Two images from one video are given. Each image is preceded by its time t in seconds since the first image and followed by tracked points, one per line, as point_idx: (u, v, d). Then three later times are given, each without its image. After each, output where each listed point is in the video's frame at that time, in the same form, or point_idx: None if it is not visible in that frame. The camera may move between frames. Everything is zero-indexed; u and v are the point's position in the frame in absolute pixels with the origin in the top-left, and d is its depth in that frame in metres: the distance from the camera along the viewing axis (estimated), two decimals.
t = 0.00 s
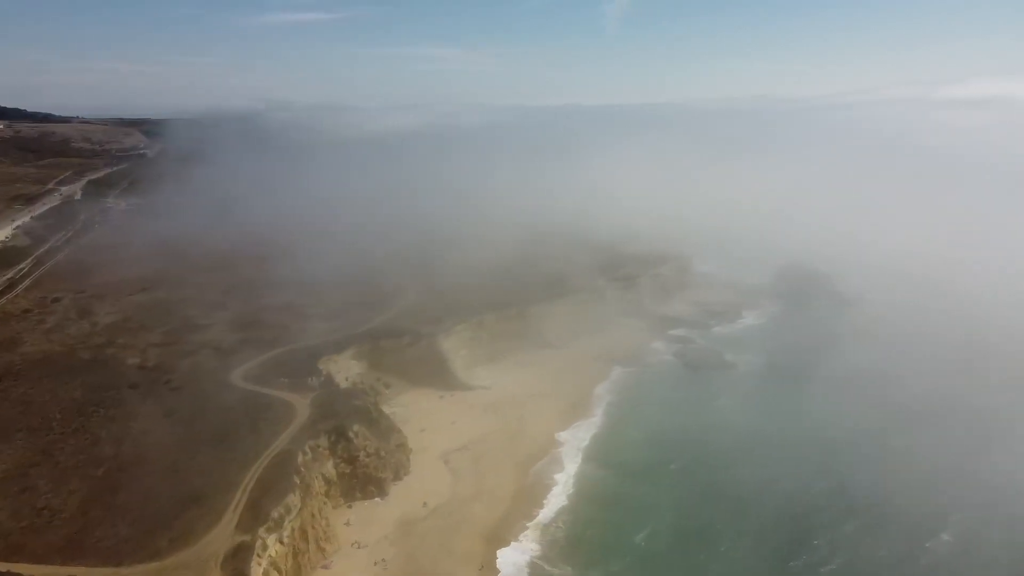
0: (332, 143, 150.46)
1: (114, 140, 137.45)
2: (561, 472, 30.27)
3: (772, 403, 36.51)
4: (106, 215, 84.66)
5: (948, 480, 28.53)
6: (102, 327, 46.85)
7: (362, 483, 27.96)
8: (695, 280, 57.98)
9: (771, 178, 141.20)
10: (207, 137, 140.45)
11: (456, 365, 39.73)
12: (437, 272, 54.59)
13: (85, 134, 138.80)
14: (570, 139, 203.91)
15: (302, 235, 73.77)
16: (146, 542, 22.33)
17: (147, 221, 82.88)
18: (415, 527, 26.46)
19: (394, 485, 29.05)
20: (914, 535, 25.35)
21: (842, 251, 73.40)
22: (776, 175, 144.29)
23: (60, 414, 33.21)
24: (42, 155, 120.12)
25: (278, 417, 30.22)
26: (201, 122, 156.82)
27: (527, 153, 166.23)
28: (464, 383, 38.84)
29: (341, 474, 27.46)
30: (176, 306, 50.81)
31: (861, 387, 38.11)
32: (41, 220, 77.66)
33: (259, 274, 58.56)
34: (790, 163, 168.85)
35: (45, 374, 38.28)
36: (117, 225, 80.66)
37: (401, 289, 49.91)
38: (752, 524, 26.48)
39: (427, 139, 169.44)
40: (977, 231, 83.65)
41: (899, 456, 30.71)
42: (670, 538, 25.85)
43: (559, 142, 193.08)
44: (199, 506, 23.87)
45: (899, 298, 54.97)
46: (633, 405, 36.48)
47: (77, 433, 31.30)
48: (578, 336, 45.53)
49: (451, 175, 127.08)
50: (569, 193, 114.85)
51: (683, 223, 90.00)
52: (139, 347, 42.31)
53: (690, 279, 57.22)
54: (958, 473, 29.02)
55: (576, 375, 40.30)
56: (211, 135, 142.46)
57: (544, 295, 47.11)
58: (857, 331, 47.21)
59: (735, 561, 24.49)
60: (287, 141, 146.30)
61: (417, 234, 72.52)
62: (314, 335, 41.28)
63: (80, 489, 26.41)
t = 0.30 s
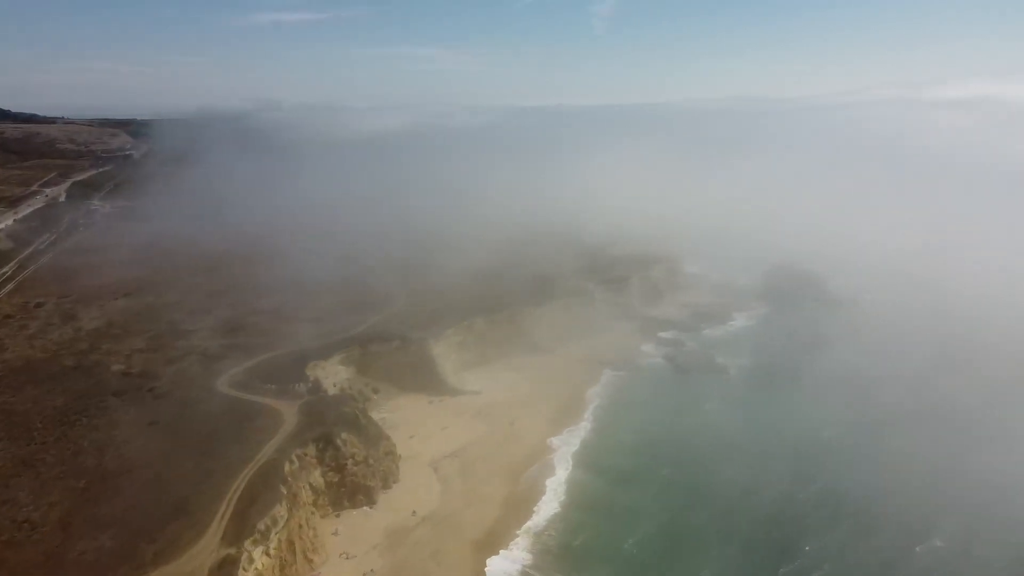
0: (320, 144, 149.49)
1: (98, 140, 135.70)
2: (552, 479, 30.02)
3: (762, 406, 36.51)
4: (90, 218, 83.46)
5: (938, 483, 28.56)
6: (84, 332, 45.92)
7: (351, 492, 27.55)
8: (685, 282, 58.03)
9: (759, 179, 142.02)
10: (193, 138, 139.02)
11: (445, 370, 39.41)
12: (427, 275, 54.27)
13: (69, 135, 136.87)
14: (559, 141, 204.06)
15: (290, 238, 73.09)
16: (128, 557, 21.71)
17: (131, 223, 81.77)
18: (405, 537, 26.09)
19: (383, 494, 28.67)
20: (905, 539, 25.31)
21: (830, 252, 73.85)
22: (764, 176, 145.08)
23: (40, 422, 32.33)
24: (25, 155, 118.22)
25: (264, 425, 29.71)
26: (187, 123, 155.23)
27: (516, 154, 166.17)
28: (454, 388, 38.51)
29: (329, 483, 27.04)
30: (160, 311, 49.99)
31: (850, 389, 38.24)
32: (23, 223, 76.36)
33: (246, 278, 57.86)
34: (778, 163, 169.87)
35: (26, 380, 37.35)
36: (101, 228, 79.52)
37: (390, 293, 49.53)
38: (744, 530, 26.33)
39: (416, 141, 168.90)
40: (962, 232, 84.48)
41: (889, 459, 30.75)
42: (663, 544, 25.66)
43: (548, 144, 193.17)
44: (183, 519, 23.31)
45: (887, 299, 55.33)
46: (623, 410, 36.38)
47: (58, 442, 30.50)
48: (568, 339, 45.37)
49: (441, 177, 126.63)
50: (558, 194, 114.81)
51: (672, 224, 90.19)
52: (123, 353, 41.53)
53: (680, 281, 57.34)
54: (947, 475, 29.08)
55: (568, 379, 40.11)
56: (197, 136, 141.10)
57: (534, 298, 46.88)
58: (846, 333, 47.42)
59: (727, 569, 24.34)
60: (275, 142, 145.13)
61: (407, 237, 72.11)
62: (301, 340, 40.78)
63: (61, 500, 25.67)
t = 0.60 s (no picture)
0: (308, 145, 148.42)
1: (82, 140, 133.91)
2: (543, 485, 29.84)
3: (752, 409, 36.49)
4: (74, 220, 82.30)
5: (926, 485, 28.65)
6: (67, 338, 45.04)
7: (338, 501, 27.18)
8: (675, 283, 58.12)
9: (747, 180, 142.85)
10: (179, 138, 137.56)
11: (434, 375, 39.12)
12: (416, 278, 53.94)
13: (52, 135, 134.99)
14: (548, 142, 204.10)
15: (278, 240, 72.45)
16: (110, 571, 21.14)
17: (116, 226, 80.69)
18: (394, 546, 25.79)
19: (372, 503, 28.32)
20: (895, 542, 25.32)
21: (818, 253, 74.28)
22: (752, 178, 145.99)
23: (20, 432, 31.55)
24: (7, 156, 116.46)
25: (250, 433, 29.21)
26: (173, 123, 153.71)
27: (505, 155, 166.01)
28: (443, 393, 38.24)
29: (316, 492, 26.66)
30: (145, 317, 49.20)
31: (839, 390, 38.34)
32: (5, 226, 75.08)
33: (233, 282, 57.17)
34: (765, 164, 170.82)
35: (6, 388, 36.49)
36: (85, 230, 78.39)
37: (378, 297, 49.15)
38: (736, 534, 26.26)
39: (404, 142, 168.22)
40: (946, 233, 85.41)
41: (877, 461, 30.83)
42: (653, 550, 25.52)
43: (536, 145, 193.21)
44: (167, 532, 22.80)
45: (874, 300, 55.67)
46: (614, 414, 36.26)
47: (38, 452, 29.75)
48: (557, 342, 45.22)
49: (429, 178, 126.22)
50: (547, 196, 114.81)
51: (660, 226, 90.46)
52: (106, 359, 40.78)
53: (669, 283, 57.38)
54: (934, 477, 29.20)
55: (557, 383, 39.96)
56: (183, 137, 139.67)
57: (523, 301, 46.70)
58: (834, 335, 47.66)
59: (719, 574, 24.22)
60: (262, 143, 143.99)
61: (396, 239, 71.70)
62: (288, 345, 40.31)
63: (41, 512, 24.99)
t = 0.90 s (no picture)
0: (296, 146, 147.33)
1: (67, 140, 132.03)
2: (534, 491, 29.60)
3: (744, 413, 36.43)
4: (57, 223, 81.04)
5: (916, 488, 28.68)
6: (49, 343, 44.12)
7: (326, 510, 26.76)
8: (665, 286, 58.12)
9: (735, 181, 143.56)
10: (166, 139, 136.07)
11: (424, 381, 38.77)
12: (405, 281, 53.55)
13: (36, 134, 133.02)
14: (538, 143, 203.91)
15: (265, 243, 71.68)
16: None
17: (100, 228, 79.60)
18: (383, 556, 25.44)
19: (360, 511, 27.94)
20: (886, 546, 25.30)
21: (807, 255, 74.55)
22: (740, 179, 146.66)
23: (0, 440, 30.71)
24: None
25: (236, 442, 28.65)
26: (159, 123, 152.09)
27: (495, 156, 165.64)
28: (433, 399, 37.88)
29: (304, 502, 26.21)
30: (130, 322, 48.36)
31: (829, 393, 38.40)
32: None
33: (220, 286, 56.43)
34: (754, 165, 171.54)
35: None
36: (68, 233, 77.21)
37: (367, 300, 48.70)
38: (728, 540, 26.11)
39: (393, 143, 167.37)
40: (932, 235, 86.26)
41: (867, 463, 30.92)
42: (645, 557, 25.34)
43: (526, 146, 192.99)
44: (151, 544, 22.21)
45: (862, 302, 55.92)
46: (605, 419, 36.10)
47: (19, 462, 28.94)
48: (548, 346, 44.99)
49: (419, 180, 125.69)
50: (537, 197, 114.60)
51: (650, 228, 90.49)
52: (90, 365, 39.98)
53: (659, 285, 57.32)
54: (924, 479, 29.24)
55: (548, 388, 39.72)
56: (169, 137, 138.17)
57: (513, 303, 46.43)
58: (823, 337, 47.84)
59: None
60: (249, 144, 142.76)
61: (385, 241, 71.20)
62: (275, 350, 39.80)
63: (20, 523, 24.20)
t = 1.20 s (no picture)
0: (283, 147, 146.19)
1: (51, 140, 130.29)
2: (524, 497, 29.40)
3: (734, 416, 36.42)
4: (39, 226, 79.78)
5: (905, 491, 28.70)
6: (30, 349, 43.21)
7: (314, 520, 26.36)
8: (654, 288, 58.14)
9: (724, 181, 144.20)
10: (151, 140, 134.53)
11: (413, 386, 38.47)
12: (393, 283, 53.20)
13: (18, 134, 131.06)
14: (526, 144, 203.90)
15: (252, 245, 70.99)
16: None
17: (84, 231, 78.48)
18: (372, 566, 25.11)
19: (349, 520, 27.55)
20: (875, 550, 25.27)
21: (794, 257, 74.92)
22: (729, 180, 147.34)
23: None
24: None
25: (222, 451, 28.13)
26: (145, 124, 150.45)
27: (483, 158, 165.27)
28: (421, 404, 37.57)
29: (290, 511, 25.81)
30: (113, 327, 47.51)
31: (818, 396, 38.48)
32: None
33: (206, 290, 55.69)
34: (741, 166, 172.41)
35: None
36: (51, 235, 76.05)
37: (355, 304, 48.28)
38: (719, 545, 25.99)
39: (382, 144, 166.58)
40: (917, 236, 87.10)
41: (856, 466, 30.94)
42: (636, 563, 25.17)
43: (515, 147, 192.85)
44: (134, 557, 21.65)
45: (849, 304, 56.16)
46: (595, 423, 35.99)
47: None
48: (537, 349, 44.83)
49: (407, 181, 125.13)
50: (526, 199, 114.37)
51: (639, 229, 90.57)
52: (72, 372, 39.19)
53: (648, 288, 57.31)
54: (913, 482, 29.33)
55: (538, 392, 39.52)
56: (155, 138, 136.61)
57: (503, 307, 46.22)
58: (812, 339, 48.02)
59: None
60: (236, 145, 141.54)
61: (372, 243, 70.75)
62: (261, 356, 39.33)
63: None
